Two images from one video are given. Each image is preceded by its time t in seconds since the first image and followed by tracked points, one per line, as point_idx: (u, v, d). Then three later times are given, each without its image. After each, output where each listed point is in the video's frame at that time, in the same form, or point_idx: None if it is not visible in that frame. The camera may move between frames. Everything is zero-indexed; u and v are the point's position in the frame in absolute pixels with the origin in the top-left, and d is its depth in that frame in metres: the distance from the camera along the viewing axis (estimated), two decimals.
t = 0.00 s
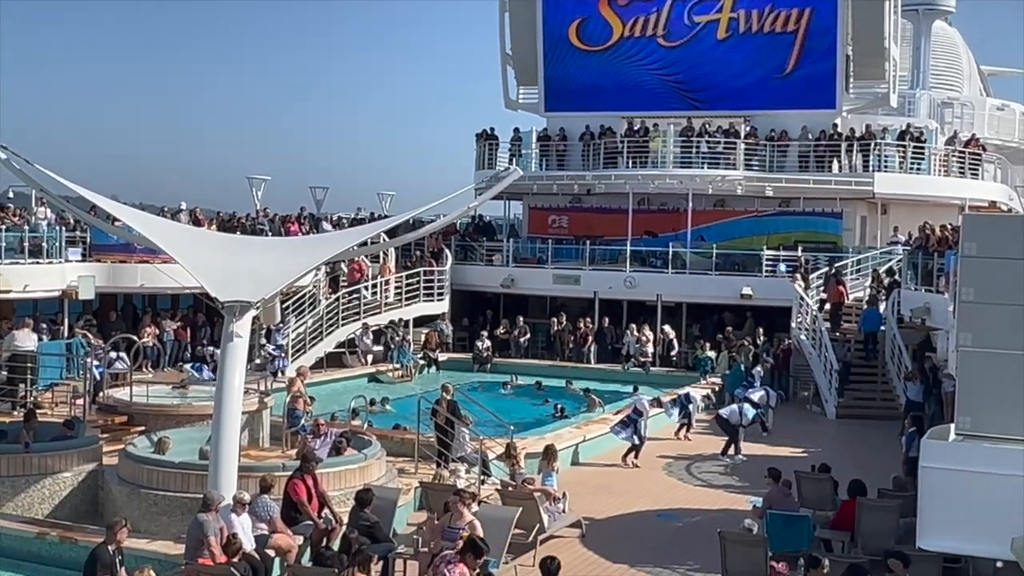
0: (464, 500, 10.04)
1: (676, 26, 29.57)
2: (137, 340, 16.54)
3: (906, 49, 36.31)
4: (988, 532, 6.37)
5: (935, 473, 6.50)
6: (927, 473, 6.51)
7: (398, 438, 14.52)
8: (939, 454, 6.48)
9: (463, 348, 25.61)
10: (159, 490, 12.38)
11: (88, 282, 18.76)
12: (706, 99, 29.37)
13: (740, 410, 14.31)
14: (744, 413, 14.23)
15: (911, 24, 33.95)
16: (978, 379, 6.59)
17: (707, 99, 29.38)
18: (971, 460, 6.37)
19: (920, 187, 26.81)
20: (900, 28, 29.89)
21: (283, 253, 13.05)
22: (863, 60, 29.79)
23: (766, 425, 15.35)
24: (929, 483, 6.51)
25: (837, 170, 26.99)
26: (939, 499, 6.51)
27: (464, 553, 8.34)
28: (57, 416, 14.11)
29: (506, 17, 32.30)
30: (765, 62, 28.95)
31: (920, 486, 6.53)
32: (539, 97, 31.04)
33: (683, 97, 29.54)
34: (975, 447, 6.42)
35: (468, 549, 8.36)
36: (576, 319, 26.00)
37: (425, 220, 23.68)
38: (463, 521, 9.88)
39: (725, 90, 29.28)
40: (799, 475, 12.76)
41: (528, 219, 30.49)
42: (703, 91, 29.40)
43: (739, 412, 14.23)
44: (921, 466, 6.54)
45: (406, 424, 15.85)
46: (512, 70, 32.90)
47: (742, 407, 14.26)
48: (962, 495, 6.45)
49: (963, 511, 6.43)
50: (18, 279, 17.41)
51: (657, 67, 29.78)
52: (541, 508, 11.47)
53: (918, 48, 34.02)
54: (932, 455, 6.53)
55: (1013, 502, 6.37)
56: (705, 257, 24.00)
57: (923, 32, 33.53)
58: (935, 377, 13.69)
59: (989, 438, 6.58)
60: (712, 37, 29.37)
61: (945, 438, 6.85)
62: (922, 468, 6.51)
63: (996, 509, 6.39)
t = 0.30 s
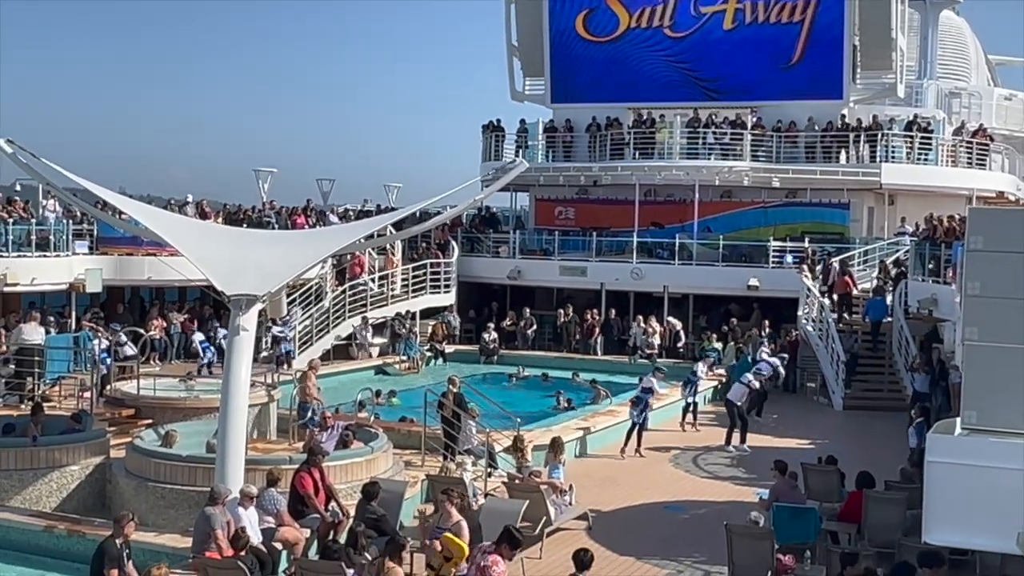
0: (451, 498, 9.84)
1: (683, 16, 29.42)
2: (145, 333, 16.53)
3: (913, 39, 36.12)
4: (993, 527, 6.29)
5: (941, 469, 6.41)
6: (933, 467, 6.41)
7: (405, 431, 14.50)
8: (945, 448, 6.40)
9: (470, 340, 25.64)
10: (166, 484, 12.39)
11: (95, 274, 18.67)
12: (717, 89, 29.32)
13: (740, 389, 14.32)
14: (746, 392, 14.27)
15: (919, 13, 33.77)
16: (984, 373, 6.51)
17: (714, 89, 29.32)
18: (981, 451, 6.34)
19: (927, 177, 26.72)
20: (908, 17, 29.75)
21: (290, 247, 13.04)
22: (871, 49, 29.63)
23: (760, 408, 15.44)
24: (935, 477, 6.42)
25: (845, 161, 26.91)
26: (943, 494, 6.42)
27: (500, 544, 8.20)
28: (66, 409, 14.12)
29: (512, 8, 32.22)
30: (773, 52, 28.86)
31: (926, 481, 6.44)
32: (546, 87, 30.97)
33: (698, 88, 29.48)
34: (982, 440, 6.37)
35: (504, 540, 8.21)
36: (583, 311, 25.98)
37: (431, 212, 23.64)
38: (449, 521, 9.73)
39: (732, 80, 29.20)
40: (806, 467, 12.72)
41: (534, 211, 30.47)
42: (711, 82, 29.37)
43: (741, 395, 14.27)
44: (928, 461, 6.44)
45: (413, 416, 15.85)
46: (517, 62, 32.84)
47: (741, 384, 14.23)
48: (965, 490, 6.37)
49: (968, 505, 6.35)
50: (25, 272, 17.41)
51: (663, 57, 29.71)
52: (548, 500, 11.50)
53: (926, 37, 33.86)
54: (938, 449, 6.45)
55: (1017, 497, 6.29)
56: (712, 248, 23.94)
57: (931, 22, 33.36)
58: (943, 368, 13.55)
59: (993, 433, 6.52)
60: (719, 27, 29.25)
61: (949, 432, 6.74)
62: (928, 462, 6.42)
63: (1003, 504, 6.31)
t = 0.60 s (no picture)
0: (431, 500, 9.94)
1: (684, 6, 29.40)
2: (148, 328, 16.51)
3: (915, 28, 36.05)
4: (996, 520, 6.29)
5: (944, 461, 6.39)
6: (936, 461, 6.39)
7: (409, 424, 14.48)
8: (948, 441, 6.38)
9: (474, 333, 25.66)
10: (171, 480, 12.40)
11: (98, 270, 18.71)
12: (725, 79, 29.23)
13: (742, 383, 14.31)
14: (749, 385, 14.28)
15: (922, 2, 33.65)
16: (988, 364, 6.44)
17: (717, 79, 29.25)
18: (987, 442, 6.32)
19: (931, 167, 26.67)
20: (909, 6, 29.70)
21: (292, 241, 13.03)
22: (874, 38, 29.55)
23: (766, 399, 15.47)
24: (938, 470, 6.40)
25: (847, 151, 26.88)
26: (946, 487, 6.41)
27: (532, 534, 8.20)
28: (70, 406, 14.11)
29: None
30: (775, 42, 28.81)
31: (929, 474, 6.43)
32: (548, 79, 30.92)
33: (704, 75, 29.35)
34: (986, 433, 6.33)
35: (536, 529, 8.22)
36: (586, 303, 25.96)
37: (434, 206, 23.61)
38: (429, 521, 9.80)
39: (735, 70, 29.16)
40: (810, 459, 12.70)
41: (537, 203, 30.45)
42: (713, 71, 29.31)
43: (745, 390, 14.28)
44: (931, 454, 6.41)
45: (417, 410, 15.83)
46: (519, 54, 32.81)
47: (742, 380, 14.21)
48: (968, 482, 6.36)
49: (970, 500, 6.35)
50: (28, 268, 17.38)
51: (665, 49, 29.67)
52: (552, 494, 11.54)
53: (929, 26, 33.77)
54: (941, 442, 6.42)
55: (1019, 489, 6.28)
56: (716, 239, 23.90)
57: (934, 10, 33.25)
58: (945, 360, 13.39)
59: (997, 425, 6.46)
60: (720, 17, 29.19)
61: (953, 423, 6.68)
62: (932, 455, 6.40)
63: (1005, 497, 6.30)
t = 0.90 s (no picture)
0: (412, 505, 10.25)
1: None
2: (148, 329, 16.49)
3: (912, 19, 36.05)
4: (995, 514, 6.35)
5: (944, 456, 6.47)
6: (936, 456, 6.46)
7: (410, 422, 14.46)
8: (948, 436, 6.46)
9: (474, 329, 25.67)
10: (172, 480, 12.40)
11: (97, 271, 18.68)
12: (740, 73, 29.07)
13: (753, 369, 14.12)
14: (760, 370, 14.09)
15: None
16: (986, 360, 6.55)
17: (724, 72, 29.19)
18: (986, 435, 6.38)
19: (929, 158, 26.68)
20: None
21: (291, 240, 13.03)
22: (871, 30, 29.53)
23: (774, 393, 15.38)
24: (938, 466, 6.46)
25: (845, 143, 26.88)
26: (947, 483, 6.49)
27: (570, 535, 8.02)
28: (70, 407, 14.08)
29: None
30: (774, 34, 28.78)
31: (929, 469, 6.50)
32: (545, 75, 30.89)
33: (717, 71, 29.25)
34: (984, 427, 6.41)
35: (574, 531, 8.02)
36: (585, 298, 25.96)
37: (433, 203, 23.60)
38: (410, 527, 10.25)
39: (734, 63, 29.13)
40: (811, 452, 12.70)
41: (535, 199, 30.45)
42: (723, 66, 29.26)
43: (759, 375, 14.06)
44: (930, 449, 6.49)
45: (417, 407, 15.82)
46: (516, 50, 32.78)
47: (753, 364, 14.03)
48: (967, 477, 6.42)
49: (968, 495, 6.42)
50: (27, 270, 17.33)
51: (662, 43, 29.62)
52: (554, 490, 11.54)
53: (926, 17, 33.74)
54: (941, 436, 6.50)
55: (1019, 483, 6.33)
56: (714, 233, 23.90)
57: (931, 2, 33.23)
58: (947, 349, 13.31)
59: (997, 421, 6.55)
60: (717, 11, 29.17)
61: (953, 419, 6.77)
62: (931, 450, 6.49)
63: (1004, 491, 6.36)
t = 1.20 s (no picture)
0: (389, 518, 9.91)
1: None
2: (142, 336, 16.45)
3: (904, 16, 36.08)
4: (992, 512, 6.36)
5: (941, 457, 6.47)
6: (932, 456, 6.47)
7: (407, 427, 14.44)
8: (944, 436, 6.46)
9: (470, 332, 25.65)
10: (170, 488, 12.38)
11: (92, 278, 18.48)
12: (739, 71, 29.02)
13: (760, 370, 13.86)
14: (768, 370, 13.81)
15: None
16: (980, 359, 6.55)
17: (724, 71, 29.11)
18: (981, 434, 6.38)
19: (921, 155, 26.70)
20: None
21: (286, 246, 13.01)
22: (862, 28, 29.54)
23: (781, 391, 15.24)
24: (934, 466, 6.48)
25: (838, 141, 26.92)
26: (943, 482, 6.50)
27: (605, 541, 7.97)
28: (67, 415, 14.05)
29: None
30: (766, 33, 28.76)
31: (926, 470, 6.51)
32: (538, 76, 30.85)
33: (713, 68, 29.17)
34: (981, 427, 6.41)
35: (609, 535, 7.96)
36: (581, 299, 25.97)
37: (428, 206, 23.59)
38: (387, 542, 9.86)
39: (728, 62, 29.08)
40: (808, 452, 12.74)
41: (530, 201, 30.47)
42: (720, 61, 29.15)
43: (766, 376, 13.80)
44: (927, 450, 6.50)
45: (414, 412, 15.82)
46: (509, 51, 32.72)
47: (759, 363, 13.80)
48: (965, 477, 6.43)
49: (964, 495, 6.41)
50: (22, 278, 17.27)
51: (654, 43, 29.58)
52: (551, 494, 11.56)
53: (918, 14, 33.73)
54: (937, 437, 6.49)
55: (1017, 483, 6.33)
56: (709, 233, 23.91)
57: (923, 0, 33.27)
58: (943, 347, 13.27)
59: (992, 420, 6.56)
60: (709, 11, 29.13)
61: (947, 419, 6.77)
62: (927, 451, 6.49)
63: (1003, 491, 6.36)
